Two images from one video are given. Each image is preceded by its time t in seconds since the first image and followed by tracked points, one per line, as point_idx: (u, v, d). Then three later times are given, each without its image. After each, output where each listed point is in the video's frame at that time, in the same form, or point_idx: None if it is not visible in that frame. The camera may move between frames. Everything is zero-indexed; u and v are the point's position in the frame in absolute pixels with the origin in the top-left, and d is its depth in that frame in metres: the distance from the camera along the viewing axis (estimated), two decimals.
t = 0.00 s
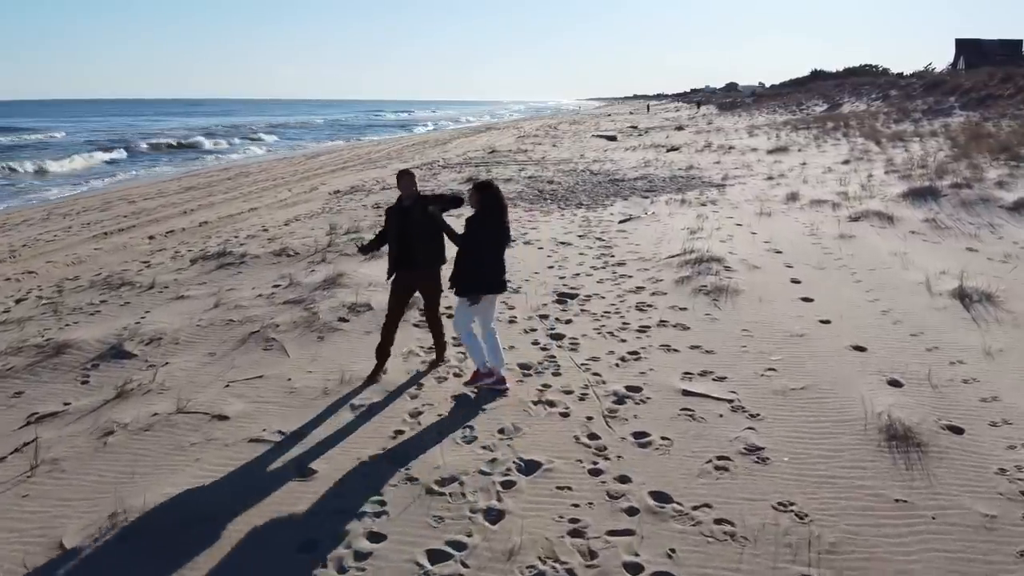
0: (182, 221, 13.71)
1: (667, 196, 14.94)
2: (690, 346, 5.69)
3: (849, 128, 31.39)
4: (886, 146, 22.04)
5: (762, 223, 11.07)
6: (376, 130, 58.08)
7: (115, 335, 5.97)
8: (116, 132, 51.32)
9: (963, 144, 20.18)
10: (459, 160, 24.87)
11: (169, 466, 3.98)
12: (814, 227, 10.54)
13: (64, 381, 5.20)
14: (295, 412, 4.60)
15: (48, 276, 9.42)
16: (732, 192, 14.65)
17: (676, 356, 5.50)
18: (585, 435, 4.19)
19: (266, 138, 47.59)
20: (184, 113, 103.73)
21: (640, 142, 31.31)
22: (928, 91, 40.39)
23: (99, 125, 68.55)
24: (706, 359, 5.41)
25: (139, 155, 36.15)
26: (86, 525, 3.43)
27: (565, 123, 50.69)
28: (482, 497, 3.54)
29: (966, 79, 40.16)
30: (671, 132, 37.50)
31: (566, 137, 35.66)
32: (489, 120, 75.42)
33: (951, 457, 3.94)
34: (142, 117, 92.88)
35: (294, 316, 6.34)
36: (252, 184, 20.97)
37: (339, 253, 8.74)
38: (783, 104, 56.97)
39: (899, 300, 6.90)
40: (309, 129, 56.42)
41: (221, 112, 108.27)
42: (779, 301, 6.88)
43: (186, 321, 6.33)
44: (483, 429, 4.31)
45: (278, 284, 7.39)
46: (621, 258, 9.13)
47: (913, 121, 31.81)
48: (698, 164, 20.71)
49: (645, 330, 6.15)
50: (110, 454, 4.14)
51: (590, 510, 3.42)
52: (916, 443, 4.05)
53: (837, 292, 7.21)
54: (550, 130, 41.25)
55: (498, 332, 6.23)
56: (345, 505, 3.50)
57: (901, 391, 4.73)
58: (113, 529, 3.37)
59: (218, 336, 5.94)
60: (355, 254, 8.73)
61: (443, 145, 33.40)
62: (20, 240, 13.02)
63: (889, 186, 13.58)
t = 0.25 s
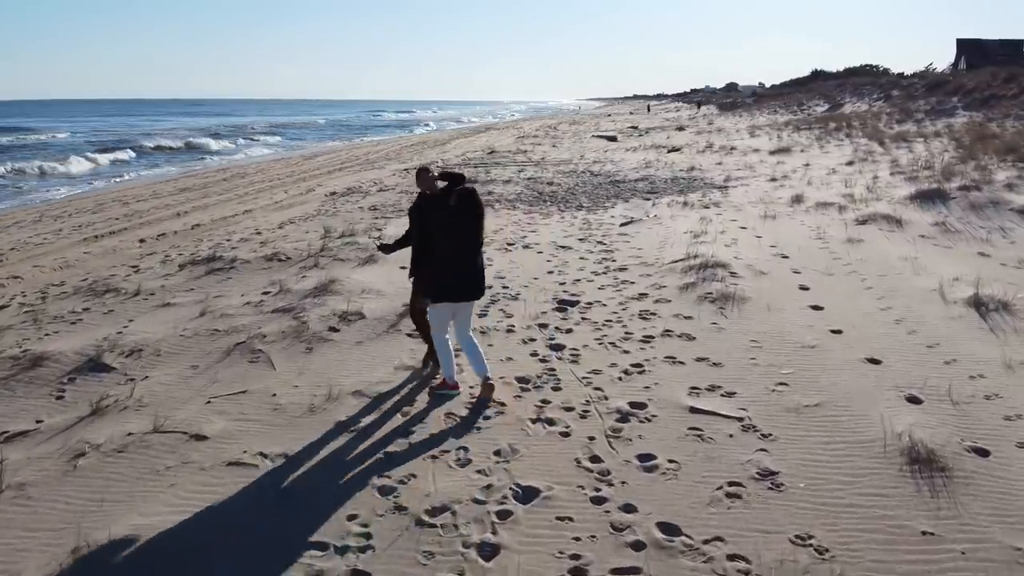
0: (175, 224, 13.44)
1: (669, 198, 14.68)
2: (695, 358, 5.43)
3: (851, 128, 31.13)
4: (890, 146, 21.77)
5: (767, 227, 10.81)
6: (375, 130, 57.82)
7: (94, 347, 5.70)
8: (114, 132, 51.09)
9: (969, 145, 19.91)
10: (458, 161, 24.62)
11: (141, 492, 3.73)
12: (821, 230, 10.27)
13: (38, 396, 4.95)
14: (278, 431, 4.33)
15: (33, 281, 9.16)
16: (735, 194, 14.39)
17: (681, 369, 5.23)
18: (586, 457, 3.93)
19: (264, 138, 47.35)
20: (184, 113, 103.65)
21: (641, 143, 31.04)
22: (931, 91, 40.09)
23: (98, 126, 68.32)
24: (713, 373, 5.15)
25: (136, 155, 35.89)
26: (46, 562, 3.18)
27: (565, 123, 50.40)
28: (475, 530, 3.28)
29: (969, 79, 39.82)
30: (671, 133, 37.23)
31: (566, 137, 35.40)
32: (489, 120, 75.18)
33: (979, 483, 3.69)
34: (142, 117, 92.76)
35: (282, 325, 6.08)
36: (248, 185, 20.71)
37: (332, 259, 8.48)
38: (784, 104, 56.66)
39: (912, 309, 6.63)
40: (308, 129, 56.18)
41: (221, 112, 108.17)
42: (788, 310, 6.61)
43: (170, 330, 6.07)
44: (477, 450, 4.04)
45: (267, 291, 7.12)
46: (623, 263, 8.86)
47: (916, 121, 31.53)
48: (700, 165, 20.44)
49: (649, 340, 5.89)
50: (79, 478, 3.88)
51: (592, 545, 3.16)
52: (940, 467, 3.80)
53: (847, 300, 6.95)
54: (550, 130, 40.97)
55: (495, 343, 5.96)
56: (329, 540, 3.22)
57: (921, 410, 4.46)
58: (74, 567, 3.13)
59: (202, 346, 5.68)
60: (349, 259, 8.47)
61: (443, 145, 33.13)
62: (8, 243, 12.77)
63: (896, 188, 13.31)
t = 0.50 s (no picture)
0: (167, 226, 13.19)
1: (671, 200, 14.42)
2: (704, 371, 5.18)
3: (853, 129, 30.89)
4: (895, 147, 21.51)
5: (772, 230, 10.56)
6: (375, 130, 57.61)
7: (73, 359, 5.45)
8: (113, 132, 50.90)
9: (975, 146, 19.65)
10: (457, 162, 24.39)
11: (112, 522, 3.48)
12: (828, 234, 10.01)
13: (11, 413, 4.70)
14: (262, 453, 4.07)
15: (18, 287, 8.90)
16: (738, 195, 14.13)
17: (690, 383, 4.97)
18: (591, 482, 3.68)
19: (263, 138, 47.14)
20: (184, 113, 103.52)
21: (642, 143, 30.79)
22: (934, 91, 39.84)
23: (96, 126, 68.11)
24: (724, 387, 4.89)
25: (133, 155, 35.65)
26: None
27: (565, 123, 50.12)
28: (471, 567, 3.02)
29: (972, 79, 39.58)
30: (672, 133, 36.99)
31: (566, 137, 35.15)
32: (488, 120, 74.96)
33: (1013, 511, 3.43)
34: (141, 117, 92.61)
35: (271, 335, 5.82)
36: (244, 185, 20.47)
37: (325, 264, 8.22)
38: (785, 104, 56.42)
39: (928, 317, 6.37)
40: (307, 129, 55.96)
41: (221, 112, 108.08)
42: (798, 318, 6.35)
43: (153, 341, 5.81)
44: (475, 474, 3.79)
45: (257, 298, 6.86)
46: (626, 268, 8.60)
47: (919, 121, 31.29)
48: (702, 166, 20.18)
49: (654, 351, 5.63)
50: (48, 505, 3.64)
51: None
52: (970, 494, 3.54)
53: (859, 308, 6.69)
54: (550, 130, 40.73)
55: (494, 355, 5.69)
56: None
57: (945, 429, 4.21)
58: None
59: (185, 359, 5.42)
60: (343, 264, 8.20)
61: (442, 145, 32.89)
62: None
63: (902, 190, 13.06)
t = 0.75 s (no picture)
0: (160, 229, 12.92)
1: (674, 202, 14.15)
2: (715, 386, 4.91)
3: (857, 129, 30.62)
4: (899, 148, 21.25)
5: (779, 233, 10.29)
6: (374, 131, 57.36)
7: (50, 372, 5.18)
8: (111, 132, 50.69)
9: (982, 147, 19.38)
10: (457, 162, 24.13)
11: (79, 557, 3.22)
12: (837, 238, 9.75)
13: None
14: (244, 477, 3.81)
15: (3, 293, 8.64)
16: (743, 197, 13.86)
17: (699, 399, 4.71)
18: (596, 512, 3.42)
19: (262, 138, 46.89)
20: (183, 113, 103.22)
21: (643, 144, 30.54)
22: (937, 91, 39.59)
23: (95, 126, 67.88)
24: (736, 404, 4.63)
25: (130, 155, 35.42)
26: None
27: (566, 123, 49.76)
28: None
29: (975, 79, 39.35)
30: (673, 134, 36.75)
31: (567, 137, 34.93)
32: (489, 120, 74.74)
33: None
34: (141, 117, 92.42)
35: (259, 346, 5.55)
36: (240, 187, 20.23)
37: (319, 269, 7.95)
38: (787, 104, 56.19)
39: (945, 327, 6.11)
40: (306, 129, 55.69)
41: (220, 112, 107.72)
42: (810, 327, 6.08)
43: (136, 352, 5.55)
44: (472, 502, 3.53)
45: (247, 306, 6.60)
46: (630, 273, 8.33)
47: (923, 121, 31.03)
48: (705, 167, 19.92)
49: (662, 363, 5.36)
50: (11, 537, 3.37)
51: None
52: (1008, 528, 3.27)
53: (873, 317, 6.42)
54: (551, 130, 40.54)
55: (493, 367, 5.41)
56: None
57: (975, 455, 3.94)
58: None
59: (167, 373, 5.15)
60: (337, 270, 7.94)
61: (441, 146, 32.62)
62: None
63: (911, 192, 12.79)
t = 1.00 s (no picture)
0: (152, 232, 12.65)
1: (677, 204, 13.89)
2: (726, 403, 4.64)
3: (860, 129, 30.36)
4: (904, 149, 20.99)
5: (786, 237, 10.04)
6: (374, 131, 57.08)
7: (25, 388, 4.92)
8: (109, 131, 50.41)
9: (989, 147, 19.12)
10: (456, 163, 23.85)
11: None
12: (846, 242, 9.47)
13: None
14: (225, 506, 3.54)
15: None
16: (747, 200, 13.58)
17: (710, 417, 4.45)
18: (603, 548, 3.16)
19: (260, 138, 46.61)
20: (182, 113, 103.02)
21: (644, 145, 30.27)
22: (940, 92, 39.35)
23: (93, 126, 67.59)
24: (749, 423, 4.36)
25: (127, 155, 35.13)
26: None
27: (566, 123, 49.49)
28: None
29: (978, 79, 39.11)
30: (675, 134, 36.49)
31: (567, 138, 34.67)
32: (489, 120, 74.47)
33: None
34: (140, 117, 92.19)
35: (246, 359, 5.28)
36: (237, 188, 19.95)
37: (312, 275, 7.67)
38: (789, 104, 55.95)
39: (965, 337, 5.85)
40: (305, 129, 55.42)
41: (219, 112, 107.49)
42: (823, 338, 5.82)
43: (117, 365, 5.28)
44: (468, 535, 3.26)
45: (235, 316, 6.32)
46: (634, 279, 8.06)
47: (927, 122, 30.79)
48: (708, 168, 19.65)
49: (669, 376, 5.09)
50: None
51: None
52: None
53: (889, 326, 6.16)
54: (551, 130, 40.28)
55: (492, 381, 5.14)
56: None
57: (1007, 482, 3.68)
58: None
59: (148, 389, 4.89)
60: (330, 276, 7.66)
61: (441, 147, 32.35)
62: None
63: (919, 194, 12.54)
